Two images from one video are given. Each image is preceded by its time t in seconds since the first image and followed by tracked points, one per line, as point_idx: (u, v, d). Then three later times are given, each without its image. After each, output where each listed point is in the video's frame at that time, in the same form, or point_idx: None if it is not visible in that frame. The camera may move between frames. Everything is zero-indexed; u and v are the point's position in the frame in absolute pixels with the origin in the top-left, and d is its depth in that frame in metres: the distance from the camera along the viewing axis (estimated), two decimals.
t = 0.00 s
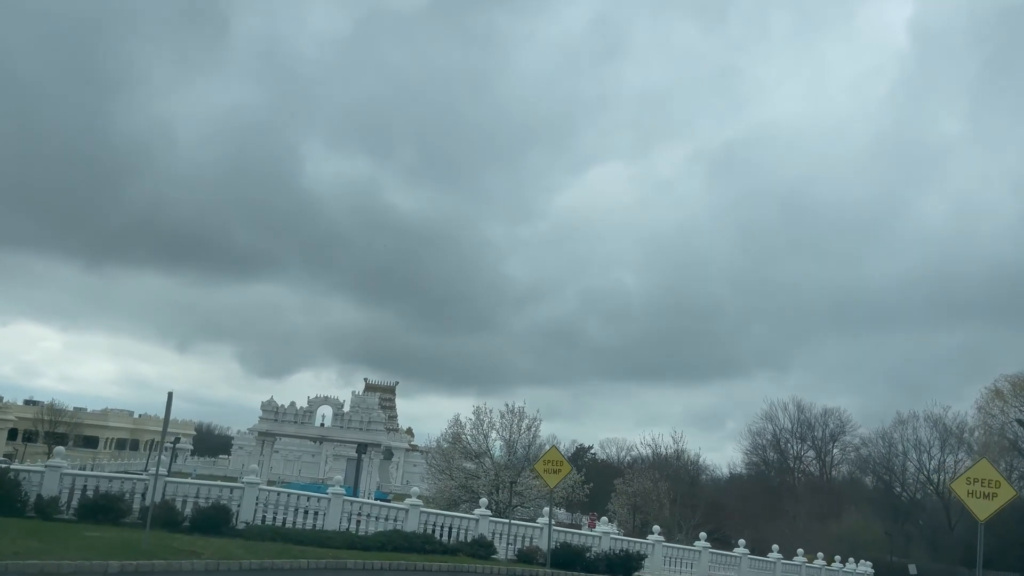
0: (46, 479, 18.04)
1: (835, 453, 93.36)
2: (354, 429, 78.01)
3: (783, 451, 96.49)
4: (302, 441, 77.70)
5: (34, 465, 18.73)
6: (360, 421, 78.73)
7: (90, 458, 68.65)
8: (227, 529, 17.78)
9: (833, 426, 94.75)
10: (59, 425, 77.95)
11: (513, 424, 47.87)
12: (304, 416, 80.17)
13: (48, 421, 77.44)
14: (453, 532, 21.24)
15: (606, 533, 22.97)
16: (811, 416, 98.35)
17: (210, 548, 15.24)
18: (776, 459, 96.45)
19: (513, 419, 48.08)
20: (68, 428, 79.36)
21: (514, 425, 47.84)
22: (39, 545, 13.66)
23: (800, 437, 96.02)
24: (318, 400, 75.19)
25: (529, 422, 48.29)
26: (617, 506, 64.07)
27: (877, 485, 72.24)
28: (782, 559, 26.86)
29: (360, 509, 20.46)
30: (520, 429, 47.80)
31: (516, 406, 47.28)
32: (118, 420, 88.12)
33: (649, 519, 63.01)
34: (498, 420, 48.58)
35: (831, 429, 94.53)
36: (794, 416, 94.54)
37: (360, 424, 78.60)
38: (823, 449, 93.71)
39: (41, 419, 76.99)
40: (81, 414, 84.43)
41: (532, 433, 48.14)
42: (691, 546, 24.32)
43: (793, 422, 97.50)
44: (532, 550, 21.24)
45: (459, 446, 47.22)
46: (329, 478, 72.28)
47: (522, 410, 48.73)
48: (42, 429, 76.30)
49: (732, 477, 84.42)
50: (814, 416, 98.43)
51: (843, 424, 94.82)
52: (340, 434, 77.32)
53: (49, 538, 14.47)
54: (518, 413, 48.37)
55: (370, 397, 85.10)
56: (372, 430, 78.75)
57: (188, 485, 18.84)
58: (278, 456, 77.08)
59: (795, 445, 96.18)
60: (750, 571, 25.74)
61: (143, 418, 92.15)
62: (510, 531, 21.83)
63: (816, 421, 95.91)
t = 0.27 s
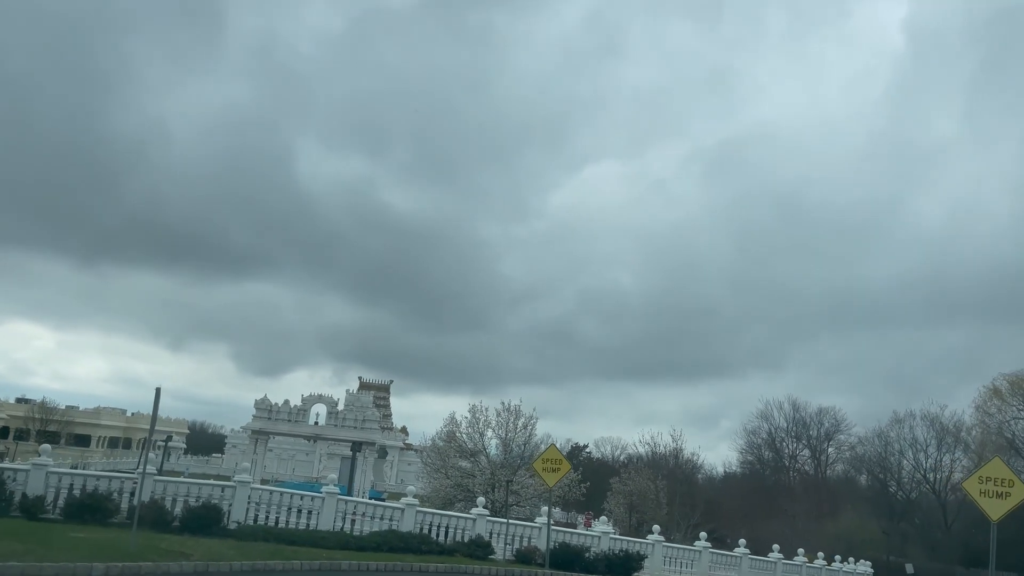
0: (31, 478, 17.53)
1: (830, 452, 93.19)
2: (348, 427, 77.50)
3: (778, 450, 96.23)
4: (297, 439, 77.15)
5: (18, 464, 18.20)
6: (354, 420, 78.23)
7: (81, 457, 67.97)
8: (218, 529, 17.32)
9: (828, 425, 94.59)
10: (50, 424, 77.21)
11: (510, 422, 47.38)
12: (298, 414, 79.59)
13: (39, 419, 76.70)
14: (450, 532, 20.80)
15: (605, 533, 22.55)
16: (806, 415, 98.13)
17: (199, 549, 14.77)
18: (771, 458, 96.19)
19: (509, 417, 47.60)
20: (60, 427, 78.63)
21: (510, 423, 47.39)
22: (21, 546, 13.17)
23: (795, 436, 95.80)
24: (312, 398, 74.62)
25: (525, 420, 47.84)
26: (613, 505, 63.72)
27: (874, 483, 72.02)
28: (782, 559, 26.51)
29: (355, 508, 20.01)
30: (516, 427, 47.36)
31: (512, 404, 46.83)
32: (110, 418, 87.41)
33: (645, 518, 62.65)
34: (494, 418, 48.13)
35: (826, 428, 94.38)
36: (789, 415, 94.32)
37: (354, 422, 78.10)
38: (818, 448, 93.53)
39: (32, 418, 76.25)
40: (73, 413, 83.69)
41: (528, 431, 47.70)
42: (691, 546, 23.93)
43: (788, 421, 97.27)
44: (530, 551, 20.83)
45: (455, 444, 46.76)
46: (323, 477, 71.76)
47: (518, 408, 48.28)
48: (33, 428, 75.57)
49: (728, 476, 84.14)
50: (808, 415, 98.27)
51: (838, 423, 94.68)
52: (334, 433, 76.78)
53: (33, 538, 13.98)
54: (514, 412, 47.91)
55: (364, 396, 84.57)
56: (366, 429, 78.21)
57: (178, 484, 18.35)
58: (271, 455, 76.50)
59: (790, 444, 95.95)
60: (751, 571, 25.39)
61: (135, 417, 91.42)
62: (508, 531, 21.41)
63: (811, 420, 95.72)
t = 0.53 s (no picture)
0: (16, 476, 17.01)
1: (824, 451, 93.11)
2: (341, 425, 77.01)
3: (773, 449, 96.07)
4: (290, 437, 76.62)
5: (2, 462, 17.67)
6: (348, 418, 77.72)
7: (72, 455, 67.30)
8: (208, 530, 16.85)
9: (822, 424, 94.53)
10: (41, 422, 76.47)
11: (505, 420, 46.95)
12: (291, 412, 79.02)
13: (30, 417, 75.96)
14: (446, 532, 20.35)
15: (604, 533, 22.14)
16: (800, 414, 98.00)
17: (188, 550, 14.31)
18: (765, 457, 96.01)
19: (505, 415, 47.16)
20: (51, 425, 77.91)
21: (506, 422, 46.97)
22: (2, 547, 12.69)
23: (789, 435, 95.65)
24: (305, 396, 74.09)
25: (521, 418, 47.43)
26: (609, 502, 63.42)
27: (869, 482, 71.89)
28: (783, 558, 26.16)
29: (349, 508, 19.55)
30: (512, 425, 46.94)
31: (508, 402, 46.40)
32: (102, 416, 86.71)
33: (641, 517, 62.35)
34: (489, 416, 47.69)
35: (820, 427, 94.29)
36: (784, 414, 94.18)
37: (348, 420, 77.60)
38: (813, 447, 93.44)
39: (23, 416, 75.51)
40: (64, 411, 82.96)
41: (523, 429, 47.28)
42: (691, 546, 23.56)
43: (782, 420, 97.13)
44: (528, 551, 20.42)
45: (449, 442, 46.31)
46: (317, 476, 71.27)
47: (514, 407, 47.83)
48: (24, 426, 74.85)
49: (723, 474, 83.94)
50: (803, 414, 98.17)
51: (832, 422, 94.60)
52: (328, 431, 76.27)
53: (15, 539, 13.49)
54: (510, 410, 47.47)
55: (358, 394, 84.04)
56: (360, 427, 77.72)
57: (167, 482, 17.85)
58: (264, 453, 75.94)
59: (785, 442, 95.80)
60: (751, 571, 25.04)
61: (127, 415, 90.72)
62: (505, 531, 20.99)
63: (805, 419, 95.61)
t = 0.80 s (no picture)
0: None
1: (817, 449, 93.01)
2: (334, 423, 76.47)
3: (766, 447, 95.86)
4: (282, 435, 76.03)
5: None
6: (340, 416, 77.18)
7: (61, 453, 66.47)
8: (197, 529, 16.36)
9: (816, 423, 94.45)
10: (30, 419, 75.57)
11: (500, 418, 46.52)
12: (283, 410, 78.38)
13: (18, 415, 75.04)
14: (442, 532, 19.90)
15: (602, 532, 21.73)
16: (793, 413, 97.85)
17: (175, 551, 13.82)
18: (758, 455, 95.79)
19: (499, 413, 46.72)
20: (40, 422, 77.03)
21: (501, 420, 46.53)
22: None
23: (782, 433, 95.48)
24: (298, 394, 73.52)
25: (515, 416, 46.99)
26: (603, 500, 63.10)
27: (863, 480, 71.79)
28: (782, 558, 25.82)
29: (342, 507, 19.07)
30: (506, 423, 46.50)
31: (503, 400, 45.94)
32: (93, 414, 85.86)
33: (636, 516, 62.00)
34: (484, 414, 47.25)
35: (814, 425, 94.18)
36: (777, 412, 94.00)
37: (341, 418, 77.08)
38: (806, 445, 93.31)
39: (12, 413, 74.60)
40: (54, 408, 82.04)
41: (518, 428, 46.85)
42: (690, 546, 23.17)
43: (776, 418, 96.96)
44: (525, 551, 20.00)
45: (443, 441, 45.84)
46: (309, 474, 70.69)
47: (509, 404, 47.39)
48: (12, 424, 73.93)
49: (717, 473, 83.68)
50: (796, 412, 98.06)
51: (825, 421, 94.52)
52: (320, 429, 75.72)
53: None
54: (505, 408, 47.02)
55: (351, 392, 83.55)
56: (353, 425, 77.19)
57: (154, 480, 17.32)
58: (256, 451, 75.32)
59: (778, 441, 95.62)
60: (751, 570, 24.68)
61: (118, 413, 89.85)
62: (502, 531, 20.55)
63: (798, 418, 95.49)
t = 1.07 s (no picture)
0: None
1: (810, 448, 92.98)
2: (325, 421, 75.86)
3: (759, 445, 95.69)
4: (273, 433, 75.38)
5: None
6: (332, 414, 76.60)
7: (48, 451, 65.62)
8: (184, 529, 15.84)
9: (808, 421, 94.39)
10: (17, 417, 74.59)
11: (493, 416, 46.06)
12: (274, 408, 77.70)
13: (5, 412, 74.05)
14: (436, 532, 19.43)
15: (599, 532, 21.29)
16: (786, 411, 97.79)
17: (159, 552, 13.29)
18: (751, 454, 95.64)
19: (493, 411, 46.26)
20: (27, 420, 76.05)
21: (494, 417, 46.06)
22: None
23: (775, 432, 95.36)
24: (289, 391, 72.89)
25: (509, 414, 46.53)
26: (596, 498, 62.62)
27: (856, 479, 71.73)
28: (781, 558, 25.47)
29: (333, 506, 18.56)
30: (500, 420, 46.04)
31: (496, 398, 45.49)
32: (81, 412, 84.88)
33: (629, 514, 61.62)
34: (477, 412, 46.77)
35: (806, 424, 94.15)
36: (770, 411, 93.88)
37: (332, 416, 76.50)
38: (798, 444, 93.26)
39: None
40: (41, 406, 81.05)
41: (512, 426, 46.38)
42: (689, 545, 22.77)
43: (768, 417, 96.86)
44: (521, 551, 19.55)
45: (436, 438, 45.33)
46: (300, 472, 70.09)
47: (502, 402, 46.93)
48: None
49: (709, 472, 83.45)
50: (789, 411, 98.00)
51: (818, 419, 94.50)
52: (312, 427, 75.11)
53: None
54: (498, 405, 46.56)
55: (343, 389, 82.92)
56: (345, 423, 76.60)
57: (139, 478, 16.77)
58: (247, 449, 74.62)
59: (771, 439, 95.47)
60: (749, 571, 24.31)
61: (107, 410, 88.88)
62: (497, 530, 20.09)
63: (791, 416, 95.43)
